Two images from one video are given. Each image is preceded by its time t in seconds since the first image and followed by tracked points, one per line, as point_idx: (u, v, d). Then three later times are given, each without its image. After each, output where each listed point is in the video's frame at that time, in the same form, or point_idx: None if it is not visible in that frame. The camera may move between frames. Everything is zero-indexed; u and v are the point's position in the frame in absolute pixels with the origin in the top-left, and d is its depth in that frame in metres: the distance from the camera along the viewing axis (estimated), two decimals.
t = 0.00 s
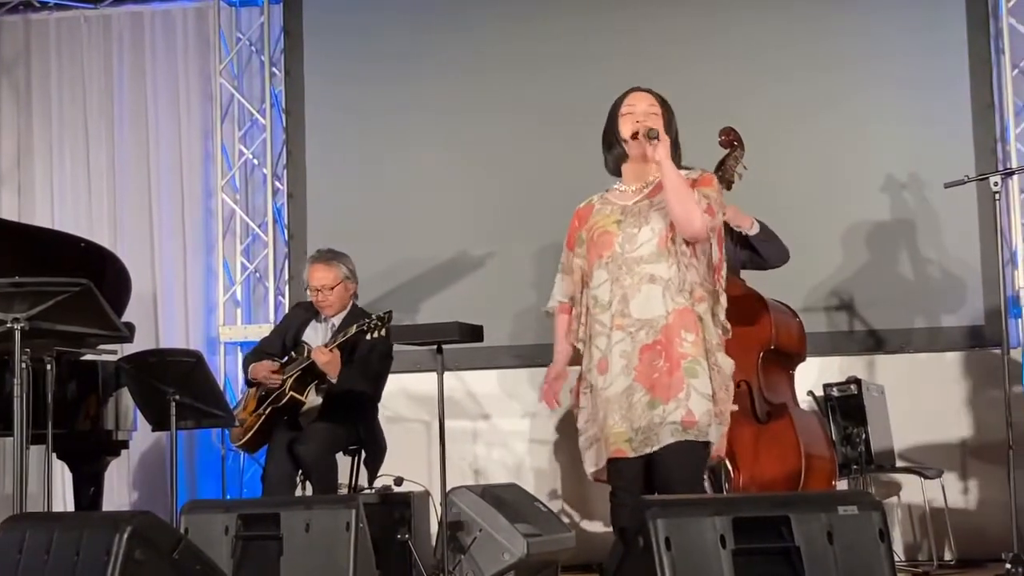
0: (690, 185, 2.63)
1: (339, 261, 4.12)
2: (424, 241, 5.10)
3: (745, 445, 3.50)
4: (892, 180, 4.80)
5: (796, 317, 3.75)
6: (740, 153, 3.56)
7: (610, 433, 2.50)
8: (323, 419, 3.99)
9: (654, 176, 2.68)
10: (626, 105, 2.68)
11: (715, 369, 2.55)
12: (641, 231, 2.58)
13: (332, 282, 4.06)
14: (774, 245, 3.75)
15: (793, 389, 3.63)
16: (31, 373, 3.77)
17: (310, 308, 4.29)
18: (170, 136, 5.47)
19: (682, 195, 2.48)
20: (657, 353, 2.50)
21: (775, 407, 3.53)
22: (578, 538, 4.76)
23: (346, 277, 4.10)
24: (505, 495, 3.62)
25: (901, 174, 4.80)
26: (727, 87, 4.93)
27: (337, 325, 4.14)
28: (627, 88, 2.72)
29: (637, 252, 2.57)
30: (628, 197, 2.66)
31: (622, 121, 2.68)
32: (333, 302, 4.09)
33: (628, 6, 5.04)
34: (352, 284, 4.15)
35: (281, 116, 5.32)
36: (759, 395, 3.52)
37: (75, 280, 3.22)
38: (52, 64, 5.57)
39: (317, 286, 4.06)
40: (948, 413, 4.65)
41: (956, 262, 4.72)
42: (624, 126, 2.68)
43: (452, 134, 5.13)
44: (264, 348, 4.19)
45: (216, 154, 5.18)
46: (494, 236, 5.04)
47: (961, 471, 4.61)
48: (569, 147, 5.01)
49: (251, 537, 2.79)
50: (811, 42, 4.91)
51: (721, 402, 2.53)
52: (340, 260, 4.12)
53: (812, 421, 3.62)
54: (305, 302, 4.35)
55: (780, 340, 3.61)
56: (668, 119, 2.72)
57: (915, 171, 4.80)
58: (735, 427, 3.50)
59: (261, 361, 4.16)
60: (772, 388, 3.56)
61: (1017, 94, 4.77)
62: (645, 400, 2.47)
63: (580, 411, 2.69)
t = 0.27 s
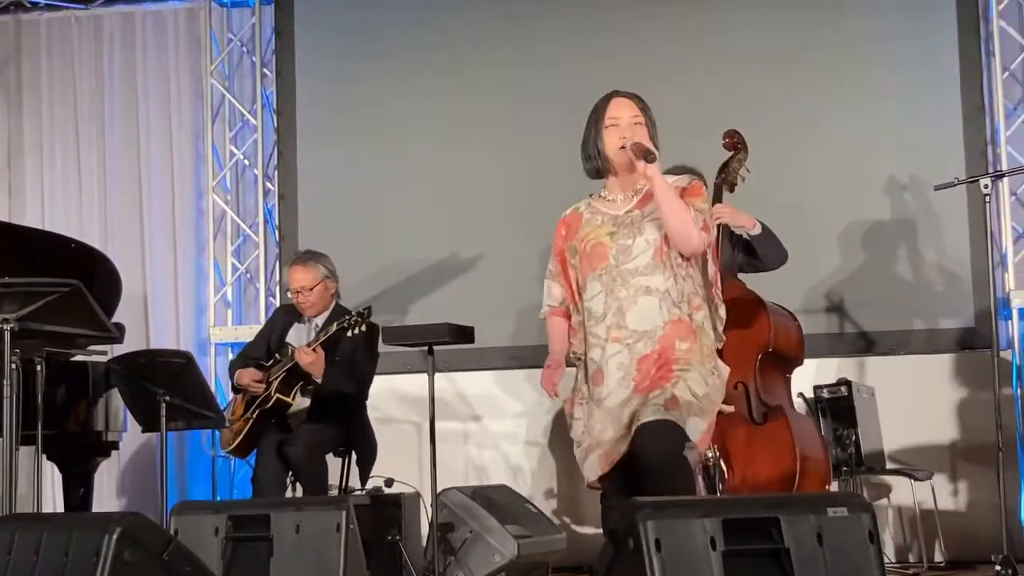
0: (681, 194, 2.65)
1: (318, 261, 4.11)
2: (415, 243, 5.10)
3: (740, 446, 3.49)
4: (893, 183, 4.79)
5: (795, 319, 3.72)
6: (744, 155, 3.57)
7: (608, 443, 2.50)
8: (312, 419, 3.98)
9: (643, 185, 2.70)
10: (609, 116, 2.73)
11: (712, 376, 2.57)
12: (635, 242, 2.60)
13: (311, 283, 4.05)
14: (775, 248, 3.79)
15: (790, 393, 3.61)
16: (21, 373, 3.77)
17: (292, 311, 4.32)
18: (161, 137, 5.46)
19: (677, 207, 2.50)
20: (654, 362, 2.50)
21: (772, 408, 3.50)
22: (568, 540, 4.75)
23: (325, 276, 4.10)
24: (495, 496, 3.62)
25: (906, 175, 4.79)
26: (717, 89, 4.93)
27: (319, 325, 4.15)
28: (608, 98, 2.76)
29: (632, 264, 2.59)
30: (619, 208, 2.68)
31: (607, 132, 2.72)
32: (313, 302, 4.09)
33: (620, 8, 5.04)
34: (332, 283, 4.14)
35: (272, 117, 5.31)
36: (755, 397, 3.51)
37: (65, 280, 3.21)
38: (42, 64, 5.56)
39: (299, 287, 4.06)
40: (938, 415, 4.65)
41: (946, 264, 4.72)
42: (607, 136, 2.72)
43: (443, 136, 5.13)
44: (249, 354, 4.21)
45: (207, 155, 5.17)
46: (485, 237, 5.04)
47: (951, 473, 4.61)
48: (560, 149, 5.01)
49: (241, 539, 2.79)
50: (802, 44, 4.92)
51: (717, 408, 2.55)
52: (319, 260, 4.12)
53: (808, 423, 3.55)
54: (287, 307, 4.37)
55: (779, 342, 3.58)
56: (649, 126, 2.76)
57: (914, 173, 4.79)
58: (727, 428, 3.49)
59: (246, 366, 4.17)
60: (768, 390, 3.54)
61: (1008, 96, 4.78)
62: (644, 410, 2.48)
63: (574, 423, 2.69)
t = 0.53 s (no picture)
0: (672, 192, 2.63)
1: (295, 263, 4.11)
2: (404, 245, 5.10)
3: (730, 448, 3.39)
4: (893, 185, 4.78)
5: (788, 320, 3.63)
6: (744, 158, 3.54)
7: (595, 437, 2.51)
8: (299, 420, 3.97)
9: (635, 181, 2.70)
10: (613, 105, 2.70)
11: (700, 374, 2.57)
12: (626, 239, 2.62)
13: (290, 286, 4.06)
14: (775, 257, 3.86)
15: (783, 396, 3.53)
16: (8, 375, 3.76)
17: (272, 312, 4.30)
18: (150, 138, 5.45)
19: (671, 209, 2.51)
20: (645, 360, 2.50)
21: (764, 411, 3.42)
22: (556, 542, 4.75)
23: (303, 278, 4.10)
24: (483, 498, 3.63)
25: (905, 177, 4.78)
26: (706, 91, 4.93)
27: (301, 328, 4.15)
28: (613, 88, 2.74)
29: (622, 260, 2.60)
30: (612, 203, 2.68)
31: (606, 122, 2.70)
32: (293, 304, 4.10)
33: (608, 10, 5.04)
34: (312, 285, 4.14)
35: (261, 118, 5.31)
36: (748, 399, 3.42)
37: (52, 282, 3.20)
38: (31, 65, 5.55)
39: (278, 290, 4.06)
40: (926, 418, 4.66)
41: (934, 267, 4.72)
42: (606, 126, 2.70)
43: (432, 138, 5.13)
44: (233, 358, 4.20)
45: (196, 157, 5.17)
46: (474, 239, 5.04)
47: (939, 475, 4.62)
48: (548, 151, 5.01)
49: (229, 541, 2.79)
50: (790, 47, 4.93)
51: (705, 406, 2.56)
52: (296, 263, 4.11)
53: (800, 427, 3.50)
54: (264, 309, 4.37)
55: (774, 344, 3.51)
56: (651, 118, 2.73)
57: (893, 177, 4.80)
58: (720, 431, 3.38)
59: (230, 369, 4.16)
60: (762, 393, 3.46)
61: (996, 99, 4.78)
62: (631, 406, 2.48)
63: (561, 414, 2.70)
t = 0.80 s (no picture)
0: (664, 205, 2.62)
1: (278, 266, 4.10)
2: (392, 247, 5.10)
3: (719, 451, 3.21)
4: (889, 191, 4.78)
5: (783, 326, 3.53)
6: (744, 164, 3.44)
7: (584, 451, 2.49)
8: (288, 422, 3.98)
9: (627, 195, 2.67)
10: (595, 122, 2.68)
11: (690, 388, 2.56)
12: (618, 252, 2.59)
13: (274, 289, 4.06)
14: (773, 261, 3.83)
15: (776, 403, 3.39)
16: None
17: (257, 314, 4.31)
18: (137, 139, 5.44)
19: (658, 221, 2.49)
20: (634, 374, 2.49)
21: (756, 415, 3.26)
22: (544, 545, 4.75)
23: (287, 281, 4.10)
24: (471, 501, 3.63)
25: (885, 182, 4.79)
26: (694, 95, 4.94)
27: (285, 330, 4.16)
28: (597, 103, 2.71)
29: (614, 273, 2.58)
30: (604, 215, 2.66)
31: (592, 138, 2.68)
32: (278, 307, 4.11)
33: (596, 14, 5.05)
34: (296, 287, 4.15)
35: (249, 120, 5.31)
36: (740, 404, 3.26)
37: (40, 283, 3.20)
38: (19, 65, 5.55)
39: (261, 294, 4.06)
40: (913, 421, 4.67)
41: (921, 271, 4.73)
42: (593, 143, 2.68)
43: (420, 140, 5.13)
44: (220, 361, 4.21)
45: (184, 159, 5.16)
46: (462, 242, 5.04)
47: (925, 479, 4.63)
48: (537, 154, 5.01)
49: (217, 543, 2.78)
50: (778, 51, 4.94)
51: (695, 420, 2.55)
52: (280, 266, 4.11)
53: (791, 433, 3.35)
54: (248, 311, 4.36)
55: (768, 351, 3.37)
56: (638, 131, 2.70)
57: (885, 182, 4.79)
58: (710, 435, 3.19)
59: (218, 373, 4.18)
60: (754, 399, 3.30)
61: (983, 104, 4.79)
62: (621, 420, 2.47)
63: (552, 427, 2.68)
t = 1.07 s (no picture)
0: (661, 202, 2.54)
1: (267, 268, 4.10)
2: (378, 249, 5.10)
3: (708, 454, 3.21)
4: (886, 198, 4.78)
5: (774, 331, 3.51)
6: (741, 170, 3.45)
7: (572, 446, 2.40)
8: (273, 425, 3.99)
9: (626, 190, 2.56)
10: (602, 114, 2.57)
11: (684, 387, 2.46)
12: (612, 245, 2.49)
13: (262, 291, 4.05)
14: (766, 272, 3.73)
15: (766, 405, 3.38)
16: None
17: (242, 317, 4.28)
18: (123, 140, 5.42)
19: (653, 215, 2.39)
20: (623, 369, 2.40)
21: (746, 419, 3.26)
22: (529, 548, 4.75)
23: (276, 283, 4.10)
24: (456, 504, 3.62)
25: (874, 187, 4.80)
26: (680, 99, 4.95)
27: (271, 332, 4.15)
28: (601, 96, 2.61)
29: (606, 266, 2.48)
30: (600, 208, 2.56)
31: (595, 132, 2.57)
32: (266, 309, 4.10)
33: (583, 17, 5.06)
34: (284, 290, 4.15)
35: (235, 122, 5.28)
36: (730, 409, 3.27)
37: (24, 285, 3.18)
38: (5, 65, 5.53)
39: (248, 295, 4.06)
40: (898, 424, 4.67)
41: (908, 277, 4.74)
42: (596, 136, 2.56)
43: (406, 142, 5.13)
44: (204, 363, 4.17)
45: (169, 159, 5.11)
46: (448, 244, 5.03)
47: (910, 482, 4.63)
48: (523, 157, 5.02)
49: (202, 545, 2.78)
50: (764, 55, 4.94)
51: (691, 420, 2.44)
52: (268, 268, 4.11)
53: (780, 433, 3.33)
54: (237, 313, 4.35)
55: (760, 355, 3.36)
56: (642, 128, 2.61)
57: (882, 189, 4.79)
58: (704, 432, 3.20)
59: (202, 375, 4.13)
60: (744, 403, 3.31)
61: (969, 108, 4.79)
62: (609, 416, 2.38)
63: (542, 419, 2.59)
